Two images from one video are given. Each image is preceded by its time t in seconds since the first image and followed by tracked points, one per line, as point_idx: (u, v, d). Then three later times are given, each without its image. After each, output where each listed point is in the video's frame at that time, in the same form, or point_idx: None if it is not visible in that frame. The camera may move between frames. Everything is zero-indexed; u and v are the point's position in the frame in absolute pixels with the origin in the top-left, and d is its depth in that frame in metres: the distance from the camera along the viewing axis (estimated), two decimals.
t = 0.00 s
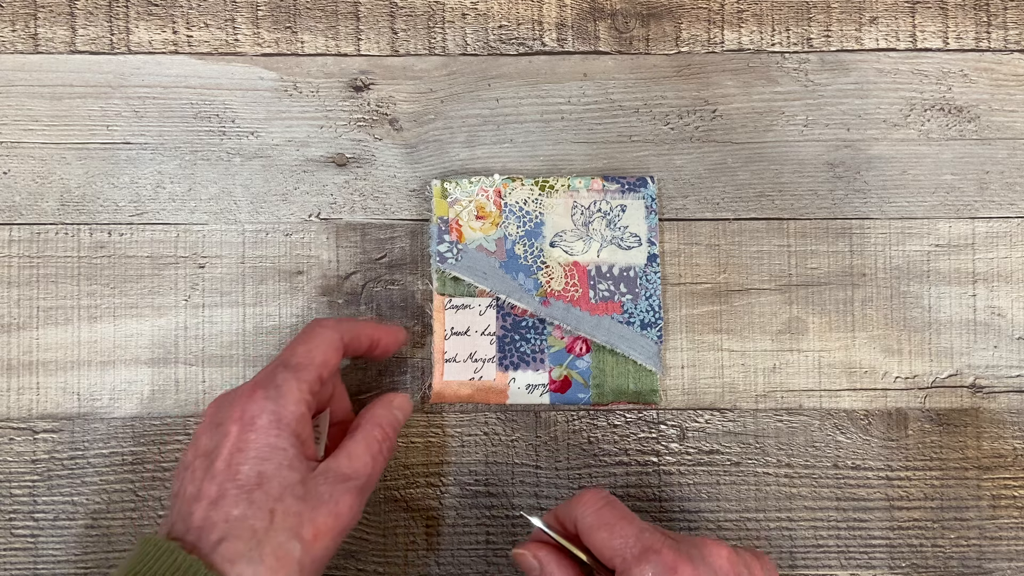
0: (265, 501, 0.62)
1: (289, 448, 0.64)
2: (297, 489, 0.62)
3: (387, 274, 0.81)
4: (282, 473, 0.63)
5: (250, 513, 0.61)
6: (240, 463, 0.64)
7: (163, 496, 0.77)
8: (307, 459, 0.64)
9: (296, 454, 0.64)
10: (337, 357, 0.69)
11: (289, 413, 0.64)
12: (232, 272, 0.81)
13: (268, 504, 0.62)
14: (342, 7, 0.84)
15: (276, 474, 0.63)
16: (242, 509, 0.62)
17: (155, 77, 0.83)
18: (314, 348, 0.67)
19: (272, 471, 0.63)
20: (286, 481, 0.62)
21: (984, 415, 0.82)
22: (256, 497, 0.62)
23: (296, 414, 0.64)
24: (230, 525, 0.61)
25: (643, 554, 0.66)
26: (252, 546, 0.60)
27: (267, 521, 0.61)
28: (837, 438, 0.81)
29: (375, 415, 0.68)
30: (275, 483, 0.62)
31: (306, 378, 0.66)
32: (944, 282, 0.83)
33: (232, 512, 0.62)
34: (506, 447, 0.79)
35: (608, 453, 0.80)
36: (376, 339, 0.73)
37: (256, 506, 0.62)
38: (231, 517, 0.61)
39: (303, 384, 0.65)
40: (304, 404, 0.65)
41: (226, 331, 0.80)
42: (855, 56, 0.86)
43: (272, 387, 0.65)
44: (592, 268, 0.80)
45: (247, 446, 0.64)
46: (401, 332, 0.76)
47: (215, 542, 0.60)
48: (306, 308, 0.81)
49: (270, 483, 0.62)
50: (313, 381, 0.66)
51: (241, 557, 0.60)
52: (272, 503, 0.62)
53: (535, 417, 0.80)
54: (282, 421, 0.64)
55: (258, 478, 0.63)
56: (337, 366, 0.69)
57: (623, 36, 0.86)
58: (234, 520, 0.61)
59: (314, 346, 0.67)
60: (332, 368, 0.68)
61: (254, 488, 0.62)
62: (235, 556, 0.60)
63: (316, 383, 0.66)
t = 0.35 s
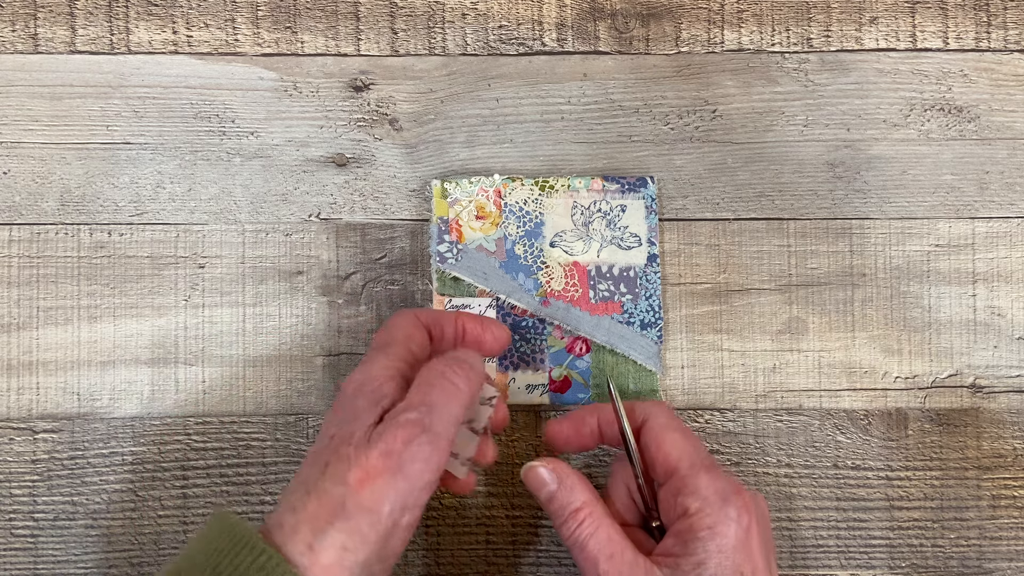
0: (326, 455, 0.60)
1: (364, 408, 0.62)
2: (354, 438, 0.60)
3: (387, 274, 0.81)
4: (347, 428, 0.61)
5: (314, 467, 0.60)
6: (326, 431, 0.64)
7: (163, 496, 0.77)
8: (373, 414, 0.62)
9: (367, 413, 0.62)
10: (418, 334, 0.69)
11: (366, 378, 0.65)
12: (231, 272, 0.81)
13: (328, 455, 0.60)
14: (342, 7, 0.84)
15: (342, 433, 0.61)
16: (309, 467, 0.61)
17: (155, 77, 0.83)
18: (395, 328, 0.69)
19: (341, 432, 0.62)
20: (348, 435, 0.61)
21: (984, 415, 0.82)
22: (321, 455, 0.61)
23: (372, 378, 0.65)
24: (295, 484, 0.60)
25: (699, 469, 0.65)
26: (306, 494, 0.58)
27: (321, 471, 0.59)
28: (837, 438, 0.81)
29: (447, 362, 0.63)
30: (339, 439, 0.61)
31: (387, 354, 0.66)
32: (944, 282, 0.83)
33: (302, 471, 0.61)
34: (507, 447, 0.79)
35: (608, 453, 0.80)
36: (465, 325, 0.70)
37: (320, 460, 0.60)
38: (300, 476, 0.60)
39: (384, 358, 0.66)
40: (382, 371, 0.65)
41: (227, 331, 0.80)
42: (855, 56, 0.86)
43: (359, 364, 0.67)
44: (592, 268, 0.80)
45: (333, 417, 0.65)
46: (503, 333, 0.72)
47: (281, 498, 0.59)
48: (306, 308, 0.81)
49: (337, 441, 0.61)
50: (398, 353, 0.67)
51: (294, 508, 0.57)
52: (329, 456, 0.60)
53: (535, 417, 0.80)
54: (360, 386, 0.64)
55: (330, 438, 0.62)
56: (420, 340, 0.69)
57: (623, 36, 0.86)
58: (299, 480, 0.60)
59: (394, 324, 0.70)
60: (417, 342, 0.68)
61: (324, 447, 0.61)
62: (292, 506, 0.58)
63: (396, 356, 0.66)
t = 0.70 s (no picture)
0: (378, 532, 0.58)
1: (401, 482, 0.61)
2: (410, 521, 0.59)
3: (387, 275, 0.81)
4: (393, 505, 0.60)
5: (363, 544, 0.58)
6: (350, 495, 0.60)
7: (163, 496, 0.77)
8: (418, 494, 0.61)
9: (406, 487, 0.61)
10: (429, 377, 0.65)
11: (394, 447, 0.62)
12: (231, 272, 0.81)
13: (382, 534, 0.58)
14: (342, 7, 0.84)
15: (386, 506, 0.60)
16: (353, 540, 0.58)
17: (156, 77, 0.83)
18: (408, 373, 0.64)
19: (383, 504, 0.60)
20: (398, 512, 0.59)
21: (984, 415, 0.82)
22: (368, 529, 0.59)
23: (401, 446, 0.62)
24: (341, 557, 0.57)
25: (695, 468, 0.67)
26: None
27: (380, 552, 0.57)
28: (837, 438, 0.81)
29: (491, 467, 0.65)
30: (387, 514, 0.59)
31: (406, 410, 0.63)
32: (944, 282, 0.83)
33: (342, 543, 0.58)
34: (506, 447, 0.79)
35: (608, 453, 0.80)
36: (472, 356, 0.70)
37: (369, 538, 0.58)
38: (344, 550, 0.58)
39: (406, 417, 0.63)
40: (411, 438, 0.63)
41: (227, 331, 0.80)
42: (855, 56, 0.86)
43: (375, 419, 0.62)
44: (592, 268, 0.80)
45: (355, 480, 0.61)
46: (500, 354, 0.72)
47: None
48: (306, 308, 0.81)
49: (380, 514, 0.59)
50: (413, 409, 0.63)
51: None
52: (384, 534, 0.58)
53: (535, 417, 0.80)
54: (388, 454, 0.62)
55: (367, 507, 0.59)
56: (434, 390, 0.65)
57: (623, 36, 0.86)
58: (346, 554, 0.57)
59: (408, 370, 0.64)
60: (428, 393, 0.64)
61: (364, 518, 0.59)
62: None
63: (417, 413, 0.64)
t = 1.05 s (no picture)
0: (354, 467, 0.62)
1: (371, 414, 0.64)
2: (380, 454, 0.63)
3: (387, 274, 0.81)
4: (364, 437, 0.63)
5: (338, 477, 0.62)
6: (323, 428, 0.63)
7: (163, 496, 0.77)
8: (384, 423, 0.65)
9: (374, 418, 0.64)
10: (394, 314, 0.68)
11: (366, 379, 0.64)
12: (232, 272, 0.81)
13: (356, 469, 0.62)
14: (342, 7, 0.84)
15: (357, 438, 0.63)
16: (328, 475, 0.61)
17: (156, 77, 0.83)
18: (379, 310, 0.67)
19: (355, 437, 0.63)
20: (369, 445, 0.63)
21: (984, 415, 0.82)
22: (342, 463, 0.62)
23: (373, 380, 0.64)
24: (319, 491, 0.61)
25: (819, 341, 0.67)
26: (341, 511, 0.60)
27: (354, 487, 0.61)
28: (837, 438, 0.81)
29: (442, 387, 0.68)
30: (358, 446, 0.63)
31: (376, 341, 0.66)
32: (944, 282, 0.83)
33: (316, 476, 0.61)
34: (507, 447, 0.79)
35: (608, 453, 0.80)
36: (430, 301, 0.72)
37: (342, 472, 0.62)
38: (320, 482, 0.61)
39: (377, 350, 0.65)
40: (381, 368, 0.65)
41: (226, 331, 0.80)
42: (855, 56, 0.86)
43: (348, 353, 0.64)
44: (592, 267, 0.80)
45: (329, 412, 0.63)
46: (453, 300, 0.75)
47: (302, 508, 0.60)
48: (306, 308, 0.81)
49: (354, 450, 0.62)
50: (382, 344, 0.66)
51: (330, 525, 0.60)
52: (357, 469, 0.62)
53: (535, 417, 0.80)
54: (363, 388, 0.64)
55: (342, 442, 0.63)
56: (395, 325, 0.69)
57: (622, 36, 0.85)
58: (321, 486, 0.61)
59: (378, 309, 0.67)
60: (391, 328, 0.68)
61: (339, 452, 0.62)
62: (324, 521, 0.60)
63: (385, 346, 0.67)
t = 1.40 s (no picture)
0: (363, 415, 0.64)
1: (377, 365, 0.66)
2: (382, 404, 0.66)
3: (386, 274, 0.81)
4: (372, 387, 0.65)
5: (346, 423, 0.64)
6: (335, 375, 0.64)
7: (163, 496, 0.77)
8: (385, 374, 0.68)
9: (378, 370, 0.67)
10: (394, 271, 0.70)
11: (378, 332, 0.66)
12: (232, 272, 0.81)
13: (363, 418, 0.64)
14: (342, 7, 0.84)
15: (366, 388, 0.65)
16: (337, 420, 0.63)
17: (156, 77, 0.83)
18: (388, 267, 0.69)
19: (365, 387, 0.65)
20: (376, 395, 0.66)
21: (984, 415, 0.82)
22: (352, 410, 0.64)
23: (382, 334, 0.67)
24: (330, 435, 0.63)
25: (812, 276, 0.69)
26: (350, 455, 0.63)
27: (361, 433, 0.64)
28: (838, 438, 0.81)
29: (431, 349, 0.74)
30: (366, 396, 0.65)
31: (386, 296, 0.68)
32: (944, 282, 0.83)
33: (327, 420, 0.63)
34: (506, 447, 0.79)
35: (608, 453, 0.80)
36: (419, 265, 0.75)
37: (351, 420, 0.64)
38: (330, 425, 0.63)
39: (386, 305, 0.68)
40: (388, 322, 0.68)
41: (226, 331, 0.80)
42: (855, 56, 0.86)
43: (364, 305, 0.66)
44: (592, 267, 0.80)
45: (341, 360, 0.64)
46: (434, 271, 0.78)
47: (313, 449, 0.62)
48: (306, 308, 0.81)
49: (362, 399, 0.65)
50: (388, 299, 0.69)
51: (338, 469, 0.62)
52: (366, 416, 0.65)
53: (535, 417, 0.80)
54: (373, 341, 0.66)
55: (352, 391, 0.64)
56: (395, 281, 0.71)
57: (623, 36, 0.85)
58: (330, 431, 0.63)
59: (385, 264, 0.69)
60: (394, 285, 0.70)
61: (349, 400, 0.64)
62: (333, 464, 0.62)
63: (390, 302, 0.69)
